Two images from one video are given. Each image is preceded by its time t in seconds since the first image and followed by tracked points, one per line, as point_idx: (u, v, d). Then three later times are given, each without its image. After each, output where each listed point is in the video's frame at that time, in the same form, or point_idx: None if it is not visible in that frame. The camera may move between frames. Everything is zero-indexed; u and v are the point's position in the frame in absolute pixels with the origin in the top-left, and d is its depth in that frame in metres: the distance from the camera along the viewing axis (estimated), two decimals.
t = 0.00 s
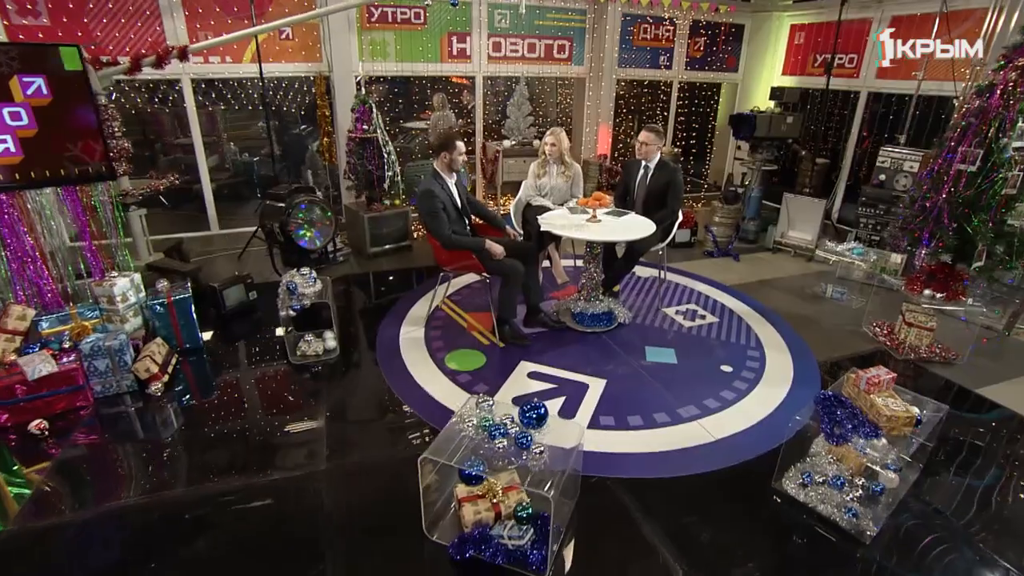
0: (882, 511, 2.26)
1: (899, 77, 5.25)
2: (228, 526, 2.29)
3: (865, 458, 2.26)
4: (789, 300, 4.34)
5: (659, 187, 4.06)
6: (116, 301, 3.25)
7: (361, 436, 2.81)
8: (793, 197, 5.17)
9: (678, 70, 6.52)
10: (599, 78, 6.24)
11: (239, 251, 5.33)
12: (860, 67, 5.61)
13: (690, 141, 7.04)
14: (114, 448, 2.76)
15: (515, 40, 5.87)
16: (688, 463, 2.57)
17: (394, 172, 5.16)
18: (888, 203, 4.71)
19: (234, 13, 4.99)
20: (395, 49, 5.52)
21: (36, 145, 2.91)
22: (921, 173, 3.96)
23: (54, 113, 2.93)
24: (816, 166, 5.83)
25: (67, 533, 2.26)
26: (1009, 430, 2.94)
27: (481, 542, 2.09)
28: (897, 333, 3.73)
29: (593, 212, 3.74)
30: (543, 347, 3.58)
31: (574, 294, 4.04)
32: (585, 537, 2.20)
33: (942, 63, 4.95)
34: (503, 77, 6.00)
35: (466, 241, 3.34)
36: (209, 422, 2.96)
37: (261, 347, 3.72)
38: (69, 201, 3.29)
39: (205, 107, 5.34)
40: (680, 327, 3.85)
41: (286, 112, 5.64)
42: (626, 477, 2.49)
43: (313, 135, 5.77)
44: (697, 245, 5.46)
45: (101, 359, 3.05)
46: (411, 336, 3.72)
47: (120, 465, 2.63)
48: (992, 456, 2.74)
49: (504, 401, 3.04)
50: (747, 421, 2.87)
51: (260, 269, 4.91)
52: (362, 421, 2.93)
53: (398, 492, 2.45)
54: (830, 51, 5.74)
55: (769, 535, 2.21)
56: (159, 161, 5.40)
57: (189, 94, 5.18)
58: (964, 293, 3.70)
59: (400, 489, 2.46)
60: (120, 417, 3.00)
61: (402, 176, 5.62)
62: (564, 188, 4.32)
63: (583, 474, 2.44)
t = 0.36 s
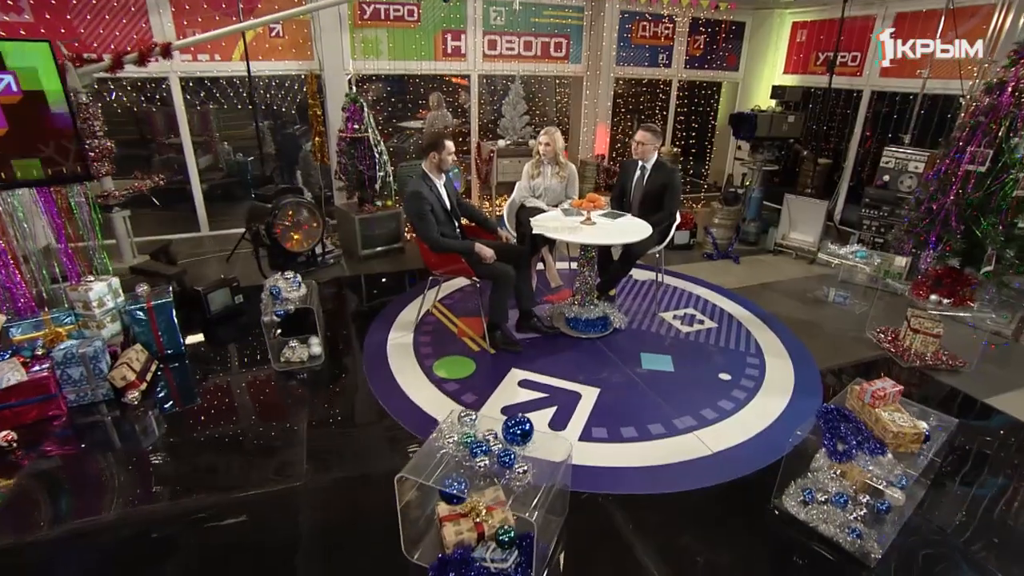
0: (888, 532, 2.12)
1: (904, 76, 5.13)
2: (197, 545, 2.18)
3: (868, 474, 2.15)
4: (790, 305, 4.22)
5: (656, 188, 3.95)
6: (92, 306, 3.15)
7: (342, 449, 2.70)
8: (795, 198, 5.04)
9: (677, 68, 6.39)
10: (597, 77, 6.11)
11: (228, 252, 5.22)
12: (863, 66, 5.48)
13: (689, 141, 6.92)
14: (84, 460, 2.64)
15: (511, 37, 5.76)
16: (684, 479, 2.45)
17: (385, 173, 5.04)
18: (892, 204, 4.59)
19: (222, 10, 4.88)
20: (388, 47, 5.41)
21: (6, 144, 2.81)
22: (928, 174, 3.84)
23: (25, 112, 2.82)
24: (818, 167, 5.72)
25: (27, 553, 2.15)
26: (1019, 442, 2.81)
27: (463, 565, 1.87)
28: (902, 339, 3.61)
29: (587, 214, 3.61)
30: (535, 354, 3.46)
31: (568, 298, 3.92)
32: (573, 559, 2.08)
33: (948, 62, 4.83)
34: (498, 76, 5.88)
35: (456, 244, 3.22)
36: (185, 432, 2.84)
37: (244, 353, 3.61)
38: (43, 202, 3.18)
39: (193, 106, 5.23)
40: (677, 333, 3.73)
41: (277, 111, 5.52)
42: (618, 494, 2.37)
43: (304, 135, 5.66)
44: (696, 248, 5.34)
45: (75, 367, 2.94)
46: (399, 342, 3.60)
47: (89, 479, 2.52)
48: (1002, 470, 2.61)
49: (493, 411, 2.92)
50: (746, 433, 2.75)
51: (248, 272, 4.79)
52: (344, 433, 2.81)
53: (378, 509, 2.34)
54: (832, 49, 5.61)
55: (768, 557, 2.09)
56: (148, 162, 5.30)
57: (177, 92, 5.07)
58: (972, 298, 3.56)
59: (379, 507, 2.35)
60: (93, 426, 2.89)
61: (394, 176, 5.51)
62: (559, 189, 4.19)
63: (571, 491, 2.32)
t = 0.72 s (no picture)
0: (893, 555, 2.00)
1: (909, 74, 5.00)
2: (163, 567, 2.07)
3: (872, 491, 2.03)
4: (790, 309, 4.09)
5: (653, 188, 3.81)
6: (66, 312, 3.04)
7: (321, 462, 2.59)
8: (796, 199, 4.91)
9: (677, 66, 6.25)
10: (594, 75, 5.97)
11: (217, 254, 5.11)
12: (866, 63, 5.35)
13: (689, 141, 6.79)
14: (53, 474, 2.54)
15: (506, 35, 5.63)
16: (678, 495, 2.34)
17: (377, 173, 4.93)
18: (896, 206, 4.46)
19: (209, 7, 4.76)
20: (381, 45, 5.29)
21: None
22: (934, 174, 3.73)
23: None
24: (820, 167, 5.60)
25: None
26: None
27: None
28: (907, 346, 3.48)
29: (580, 216, 3.49)
30: (526, 361, 3.35)
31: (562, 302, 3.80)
32: None
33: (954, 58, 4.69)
34: (493, 74, 5.76)
35: (443, 248, 3.11)
36: (159, 443, 2.73)
37: (226, 359, 3.50)
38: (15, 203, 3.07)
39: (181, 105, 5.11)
40: (674, 338, 3.61)
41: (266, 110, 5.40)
42: (607, 513, 2.25)
43: (295, 134, 5.55)
44: (695, 249, 5.21)
45: (46, 375, 2.84)
46: (386, 349, 3.49)
47: (56, 494, 2.41)
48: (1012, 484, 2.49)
49: (480, 422, 2.81)
50: (743, 446, 2.63)
51: (236, 275, 4.69)
52: (324, 445, 2.70)
53: (355, 528, 2.22)
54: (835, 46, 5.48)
55: None
56: (136, 162, 5.19)
57: (164, 91, 4.95)
58: (980, 304, 3.40)
59: (357, 525, 2.24)
60: (65, 437, 2.78)
61: (386, 177, 5.40)
62: (552, 189, 4.07)
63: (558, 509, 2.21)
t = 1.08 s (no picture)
0: None
1: (911, 72, 4.88)
2: None
3: (874, 511, 1.93)
4: (789, 313, 3.97)
5: (647, 188, 3.68)
6: (34, 318, 2.94)
7: (295, 476, 2.47)
8: (796, 200, 4.78)
9: (675, 64, 6.10)
10: (590, 73, 5.82)
11: (202, 256, 4.99)
12: (868, 61, 5.22)
13: (688, 140, 6.66)
14: (15, 488, 2.43)
15: (500, 32, 5.50)
16: (667, 513, 2.22)
17: (366, 173, 4.81)
18: (899, 207, 4.33)
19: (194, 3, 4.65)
20: (371, 43, 5.17)
21: None
22: (938, 174, 3.61)
23: None
24: (821, 167, 5.46)
25: None
26: None
27: None
28: (910, 353, 3.38)
29: (570, 218, 3.36)
30: (514, 368, 3.23)
31: (553, 306, 3.69)
32: None
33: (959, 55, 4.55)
34: (487, 72, 5.62)
35: (426, 251, 3.00)
36: (128, 456, 2.62)
37: (204, 366, 3.38)
38: None
39: (166, 104, 5.00)
40: (668, 344, 3.49)
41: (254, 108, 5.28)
42: (593, 532, 2.13)
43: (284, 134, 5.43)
44: (693, 251, 5.09)
45: (11, 384, 2.73)
46: (370, 355, 3.37)
47: (16, 510, 2.31)
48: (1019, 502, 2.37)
49: (464, 433, 2.69)
50: (738, 460, 2.51)
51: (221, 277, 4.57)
52: (300, 458, 2.59)
53: (326, 548, 2.11)
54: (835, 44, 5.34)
55: None
56: (122, 162, 5.09)
57: (149, 88, 4.85)
58: (986, 309, 3.29)
59: (328, 545, 2.12)
60: (31, 448, 2.67)
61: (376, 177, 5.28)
62: (544, 190, 3.95)
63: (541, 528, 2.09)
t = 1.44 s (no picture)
0: None
1: (916, 70, 4.75)
2: None
3: (874, 533, 1.77)
4: (788, 319, 3.84)
5: (641, 190, 3.55)
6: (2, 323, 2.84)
7: (266, 491, 2.36)
8: (796, 202, 4.59)
9: (674, 63, 5.96)
10: (586, 72, 5.67)
11: (189, 258, 4.83)
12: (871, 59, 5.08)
13: (686, 140, 6.48)
14: None
15: (495, 30, 5.38)
16: (654, 534, 2.10)
17: (355, 174, 4.70)
18: (902, 209, 4.20)
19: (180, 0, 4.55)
20: (363, 41, 5.06)
21: None
22: (944, 176, 3.51)
23: None
24: (822, 168, 5.32)
25: None
26: None
27: None
28: (913, 362, 3.23)
29: (561, 220, 3.25)
30: (501, 377, 3.11)
31: (543, 312, 3.57)
32: None
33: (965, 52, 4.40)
34: (482, 70, 5.49)
35: (409, 254, 2.89)
36: (94, 468, 2.51)
37: (181, 372, 3.28)
38: None
39: (152, 103, 4.90)
40: (662, 352, 3.36)
41: (242, 108, 5.16)
42: (574, 555, 2.01)
43: (275, 134, 5.32)
44: (691, 254, 4.95)
45: None
46: (353, 362, 3.26)
47: None
48: None
49: (445, 446, 2.58)
50: (730, 476, 2.39)
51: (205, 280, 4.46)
52: (273, 471, 2.48)
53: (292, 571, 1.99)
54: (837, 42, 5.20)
55: None
56: (108, 162, 5.00)
57: (135, 85, 4.74)
58: (993, 318, 3.19)
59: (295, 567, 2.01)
60: None
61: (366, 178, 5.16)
62: (535, 192, 3.84)
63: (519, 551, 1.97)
